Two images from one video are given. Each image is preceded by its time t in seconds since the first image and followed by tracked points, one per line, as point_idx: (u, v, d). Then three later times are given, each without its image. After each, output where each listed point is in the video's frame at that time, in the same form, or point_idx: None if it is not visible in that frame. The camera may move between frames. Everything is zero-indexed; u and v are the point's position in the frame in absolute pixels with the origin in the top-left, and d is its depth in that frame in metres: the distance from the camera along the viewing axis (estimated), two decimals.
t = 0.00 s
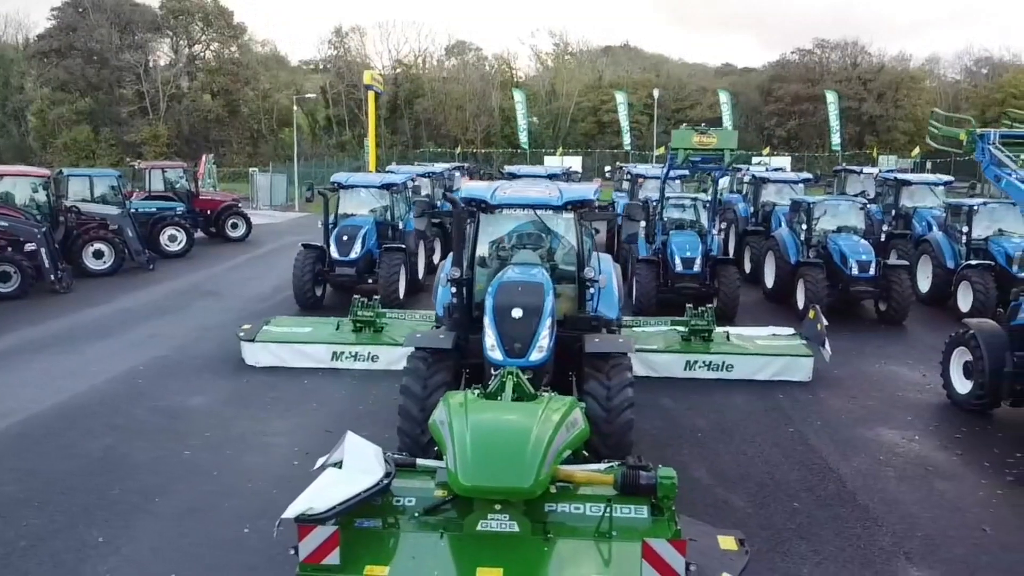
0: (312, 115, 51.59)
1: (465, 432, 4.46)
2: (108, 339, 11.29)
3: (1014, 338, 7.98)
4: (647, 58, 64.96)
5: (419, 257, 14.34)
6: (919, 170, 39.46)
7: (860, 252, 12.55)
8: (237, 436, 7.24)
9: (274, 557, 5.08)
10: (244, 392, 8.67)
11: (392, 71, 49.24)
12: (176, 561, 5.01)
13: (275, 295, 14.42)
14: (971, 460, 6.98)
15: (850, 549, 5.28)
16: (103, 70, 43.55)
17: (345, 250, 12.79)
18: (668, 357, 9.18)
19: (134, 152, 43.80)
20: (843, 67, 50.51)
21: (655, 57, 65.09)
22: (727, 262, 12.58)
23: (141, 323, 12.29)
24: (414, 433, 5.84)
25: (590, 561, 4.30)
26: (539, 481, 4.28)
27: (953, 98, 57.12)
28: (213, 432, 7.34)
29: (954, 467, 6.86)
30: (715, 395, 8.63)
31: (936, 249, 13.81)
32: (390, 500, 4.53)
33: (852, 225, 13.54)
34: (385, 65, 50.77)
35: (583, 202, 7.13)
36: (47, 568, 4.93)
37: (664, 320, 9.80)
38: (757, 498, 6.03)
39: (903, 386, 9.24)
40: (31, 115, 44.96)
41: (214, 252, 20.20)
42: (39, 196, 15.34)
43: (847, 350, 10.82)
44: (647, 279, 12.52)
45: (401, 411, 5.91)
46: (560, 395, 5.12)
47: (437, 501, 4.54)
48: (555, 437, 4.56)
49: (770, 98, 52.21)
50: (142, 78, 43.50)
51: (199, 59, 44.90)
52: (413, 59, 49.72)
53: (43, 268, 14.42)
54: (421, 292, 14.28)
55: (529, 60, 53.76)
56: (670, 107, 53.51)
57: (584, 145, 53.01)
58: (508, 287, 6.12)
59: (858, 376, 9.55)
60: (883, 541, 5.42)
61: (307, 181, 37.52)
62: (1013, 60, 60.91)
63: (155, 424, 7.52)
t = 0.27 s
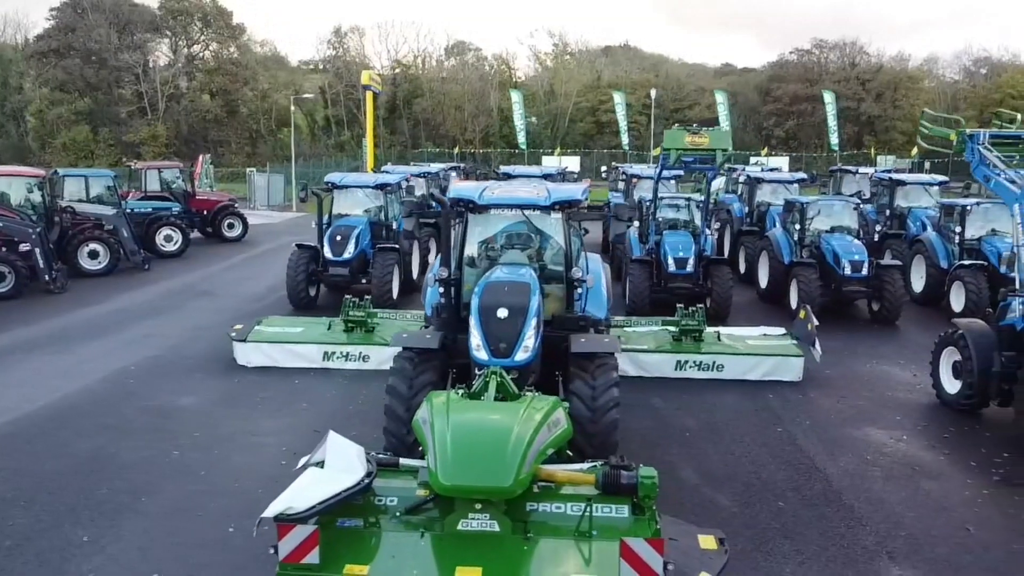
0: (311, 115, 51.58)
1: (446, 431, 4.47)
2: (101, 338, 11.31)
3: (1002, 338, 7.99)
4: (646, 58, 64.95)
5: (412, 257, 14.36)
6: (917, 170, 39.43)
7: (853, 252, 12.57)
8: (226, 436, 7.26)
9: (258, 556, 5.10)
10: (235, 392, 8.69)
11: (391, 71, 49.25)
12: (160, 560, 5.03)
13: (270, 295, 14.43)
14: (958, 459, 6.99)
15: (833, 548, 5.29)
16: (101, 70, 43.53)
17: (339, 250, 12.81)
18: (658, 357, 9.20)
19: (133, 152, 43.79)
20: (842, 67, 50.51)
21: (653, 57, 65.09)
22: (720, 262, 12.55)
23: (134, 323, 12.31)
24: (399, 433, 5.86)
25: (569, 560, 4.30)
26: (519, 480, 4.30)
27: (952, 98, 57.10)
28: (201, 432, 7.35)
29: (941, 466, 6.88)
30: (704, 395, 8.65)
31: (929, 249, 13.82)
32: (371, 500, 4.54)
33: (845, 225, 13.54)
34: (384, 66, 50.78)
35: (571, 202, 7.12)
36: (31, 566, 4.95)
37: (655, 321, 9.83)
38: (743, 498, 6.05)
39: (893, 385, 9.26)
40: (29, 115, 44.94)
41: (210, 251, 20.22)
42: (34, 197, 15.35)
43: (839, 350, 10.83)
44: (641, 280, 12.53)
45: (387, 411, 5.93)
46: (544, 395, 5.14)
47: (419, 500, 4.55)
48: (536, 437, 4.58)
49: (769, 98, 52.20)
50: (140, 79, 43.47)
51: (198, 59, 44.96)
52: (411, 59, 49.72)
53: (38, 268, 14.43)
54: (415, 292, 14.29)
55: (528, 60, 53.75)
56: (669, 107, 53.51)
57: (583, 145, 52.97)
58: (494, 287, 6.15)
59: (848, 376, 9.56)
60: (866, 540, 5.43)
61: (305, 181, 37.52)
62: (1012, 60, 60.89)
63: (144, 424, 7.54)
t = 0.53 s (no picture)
0: (309, 115, 51.59)
1: (427, 427, 4.50)
2: (94, 337, 11.32)
3: (990, 337, 8.01)
4: (645, 58, 64.97)
5: (406, 256, 14.38)
6: (915, 169, 39.45)
7: (845, 250, 12.59)
8: (213, 435, 7.28)
9: (241, 553, 5.12)
10: (225, 390, 8.71)
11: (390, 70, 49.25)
12: (143, 558, 5.05)
13: (264, 295, 14.44)
14: (944, 457, 7.01)
15: (815, 546, 5.31)
16: (100, 70, 43.57)
17: (332, 249, 12.81)
18: (648, 356, 9.22)
19: (131, 152, 43.83)
20: (840, 66, 50.55)
21: (652, 57, 65.10)
22: (712, 260, 12.61)
23: (128, 322, 12.33)
24: (384, 431, 5.88)
25: (546, 553, 4.31)
26: (498, 476, 4.33)
27: (950, 97, 57.11)
28: (189, 431, 7.37)
29: (928, 464, 6.89)
30: (694, 394, 8.67)
31: (922, 249, 13.82)
32: (353, 498, 4.59)
33: (838, 224, 13.55)
34: (383, 65, 50.79)
35: (558, 200, 7.13)
36: (13, 564, 4.97)
37: (645, 319, 9.85)
38: (726, 496, 6.08)
39: (883, 384, 9.27)
40: (28, 115, 44.94)
41: (206, 251, 20.23)
42: (29, 196, 15.35)
43: (830, 349, 10.85)
44: (633, 279, 12.54)
45: (371, 408, 5.94)
46: (527, 393, 5.18)
47: (401, 497, 4.60)
48: (516, 433, 4.60)
49: (767, 97, 52.22)
50: (139, 79, 43.53)
51: (197, 59, 45.17)
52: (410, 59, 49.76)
53: (32, 268, 14.44)
54: (408, 292, 14.30)
55: (526, 60, 53.78)
56: (667, 106, 53.56)
57: (581, 145, 53.00)
58: (480, 285, 6.17)
59: (838, 375, 9.59)
60: (849, 537, 5.46)
61: (303, 181, 37.55)
62: (1010, 59, 60.90)
63: (132, 423, 7.56)
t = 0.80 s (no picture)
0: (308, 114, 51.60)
1: (405, 425, 4.48)
2: (84, 336, 11.30)
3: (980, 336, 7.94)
4: (643, 58, 64.98)
5: (399, 255, 14.36)
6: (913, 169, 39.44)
7: (838, 250, 12.57)
8: (199, 434, 7.26)
9: (221, 552, 5.10)
10: (213, 389, 8.68)
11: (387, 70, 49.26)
12: (121, 557, 5.04)
13: (257, 294, 14.42)
14: (932, 457, 6.98)
15: (798, 546, 5.29)
16: (98, 70, 43.62)
17: (324, 249, 12.81)
18: (638, 355, 9.20)
19: (129, 152, 43.88)
20: (838, 66, 50.57)
21: (651, 57, 65.12)
22: (705, 260, 12.54)
23: (119, 321, 12.31)
24: (367, 430, 5.85)
25: (523, 553, 4.29)
26: (474, 476, 4.32)
27: (949, 97, 57.06)
28: (175, 430, 7.36)
29: (915, 463, 6.86)
30: (683, 393, 8.65)
31: (915, 249, 13.73)
32: (332, 497, 4.57)
33: (832, 223, 13.52)
34: (381, 65, 50.78)
35: (544, 198, 7.11)
36: None
37: (636, 319, 9.82)
38: (711, 495, 6.06)
39: (874, 383, 9.25)
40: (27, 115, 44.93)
41: (201, 250, 20.21)
42: (22, 196, 15.34)
43: (821, 348, 10.83)
44: (626, 278, 12.54)
45: (354, 408, 5.92)
46: (508, 392, 5.15)
47: (378, 497, 4.58)
48: (494, 433, 4.59)
49: (765, 97, 52.21)
50: (137, 78, 43.57)
51: (195, 59, 45.32)
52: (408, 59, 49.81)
53: (24, 267, 14.41)
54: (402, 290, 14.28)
55: (525, 60, 53.80)
56: (665, 106, 53.58)
57: (579, 144, 53.00)
58: (464, 285, 6.15)
59: (829, 374, 9.56)
60: (833, 537, 5.43)
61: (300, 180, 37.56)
62: (1009, 59, 60.84)
63: (118, 422, 7.54)
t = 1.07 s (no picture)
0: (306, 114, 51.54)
1: (382, 423, 4.43)
2: (73, 335, 11.24)
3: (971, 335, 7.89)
4: (642, 57, 64.94)
5: (392, 254, 14.30)
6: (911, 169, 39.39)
7: (832, 249, 12.50)
8: (183, 433, 7.20)
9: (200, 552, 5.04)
10: (200, 388, 8.62)
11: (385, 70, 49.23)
12: (98, 557, 4.98)
13: (249, 293, 14.36)
14: (921, 456, 6.93)
15: (783, 546, 5.23)
16: (96, 69, 43.58)
17: (315, 248, 12.74)
18: (628, 354, 9.14)
19: (127, 151, 43.83)
20: (836, 65, 50.56)
21: (650, 57, 65.09)
22: (697, 258, 12.49)
23: (109, 320, 12.24)
24: (349, 429, 5.79)
25: (500, 552, 4.23)
26: (451, 475, 4.27)
27: (948, 97, 57.01)
28: (159, 429, 7.30)
29: (904, 462, 6.81)
30: (673, 392, 8.60)
31: (910, 247, 13.69)
32: (309, 497, 4.55)
33: (826, 222, 13.47)
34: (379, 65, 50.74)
35: (531, 196, 7.06)
36: None
37: (626, 317, 9.77)
38: (697, 495, 6.00)
39: (866, 382, 9.19)
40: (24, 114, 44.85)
41: (195, 249, 20.15)
42: (14, 194, 15.27)
43: (814, 347, 10.77)
44: (619, 277, 12.47)
45: (337, 406, 5.86)
46: (490, 391, 5.11)
47: (355, 496, 4.56)
48: (473, 432, 4.54)
49: (764, 97, 52.16)
50: (135, 78, 43.52)
51: (194, 58, 45.23)
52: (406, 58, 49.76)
53: (15, 266, 14.34)
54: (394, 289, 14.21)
55: (523, 59, 53.75)
56: (664, 105, 53.53)
57: (577, 144, 52.96)
58: (448, 283, 6.10)
59: (821, 373, 9.50)
60: (819, 537, 5.38)
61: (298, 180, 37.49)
62: (1008, 59, 60.83)
63: (102, 421, 7.48)
